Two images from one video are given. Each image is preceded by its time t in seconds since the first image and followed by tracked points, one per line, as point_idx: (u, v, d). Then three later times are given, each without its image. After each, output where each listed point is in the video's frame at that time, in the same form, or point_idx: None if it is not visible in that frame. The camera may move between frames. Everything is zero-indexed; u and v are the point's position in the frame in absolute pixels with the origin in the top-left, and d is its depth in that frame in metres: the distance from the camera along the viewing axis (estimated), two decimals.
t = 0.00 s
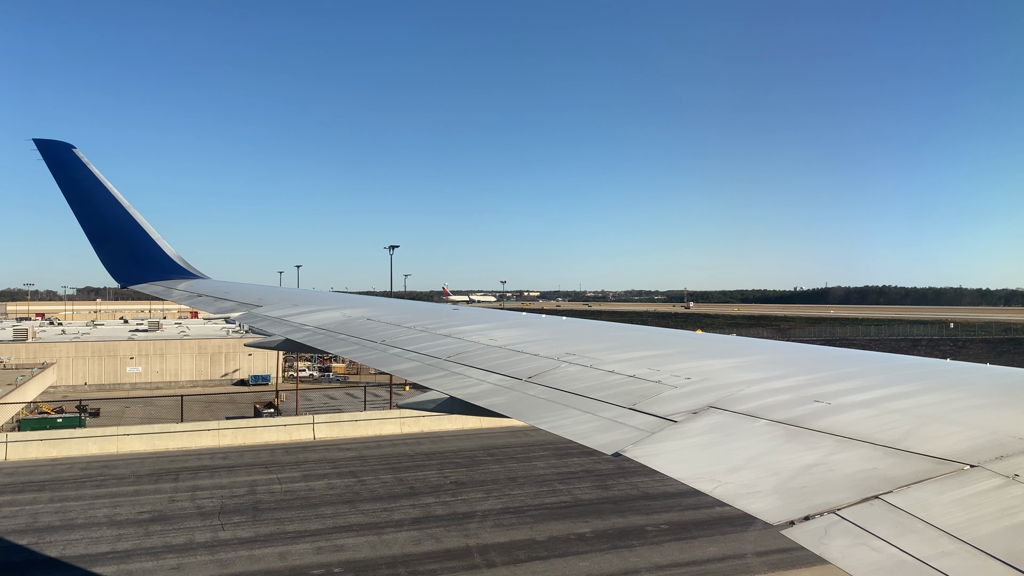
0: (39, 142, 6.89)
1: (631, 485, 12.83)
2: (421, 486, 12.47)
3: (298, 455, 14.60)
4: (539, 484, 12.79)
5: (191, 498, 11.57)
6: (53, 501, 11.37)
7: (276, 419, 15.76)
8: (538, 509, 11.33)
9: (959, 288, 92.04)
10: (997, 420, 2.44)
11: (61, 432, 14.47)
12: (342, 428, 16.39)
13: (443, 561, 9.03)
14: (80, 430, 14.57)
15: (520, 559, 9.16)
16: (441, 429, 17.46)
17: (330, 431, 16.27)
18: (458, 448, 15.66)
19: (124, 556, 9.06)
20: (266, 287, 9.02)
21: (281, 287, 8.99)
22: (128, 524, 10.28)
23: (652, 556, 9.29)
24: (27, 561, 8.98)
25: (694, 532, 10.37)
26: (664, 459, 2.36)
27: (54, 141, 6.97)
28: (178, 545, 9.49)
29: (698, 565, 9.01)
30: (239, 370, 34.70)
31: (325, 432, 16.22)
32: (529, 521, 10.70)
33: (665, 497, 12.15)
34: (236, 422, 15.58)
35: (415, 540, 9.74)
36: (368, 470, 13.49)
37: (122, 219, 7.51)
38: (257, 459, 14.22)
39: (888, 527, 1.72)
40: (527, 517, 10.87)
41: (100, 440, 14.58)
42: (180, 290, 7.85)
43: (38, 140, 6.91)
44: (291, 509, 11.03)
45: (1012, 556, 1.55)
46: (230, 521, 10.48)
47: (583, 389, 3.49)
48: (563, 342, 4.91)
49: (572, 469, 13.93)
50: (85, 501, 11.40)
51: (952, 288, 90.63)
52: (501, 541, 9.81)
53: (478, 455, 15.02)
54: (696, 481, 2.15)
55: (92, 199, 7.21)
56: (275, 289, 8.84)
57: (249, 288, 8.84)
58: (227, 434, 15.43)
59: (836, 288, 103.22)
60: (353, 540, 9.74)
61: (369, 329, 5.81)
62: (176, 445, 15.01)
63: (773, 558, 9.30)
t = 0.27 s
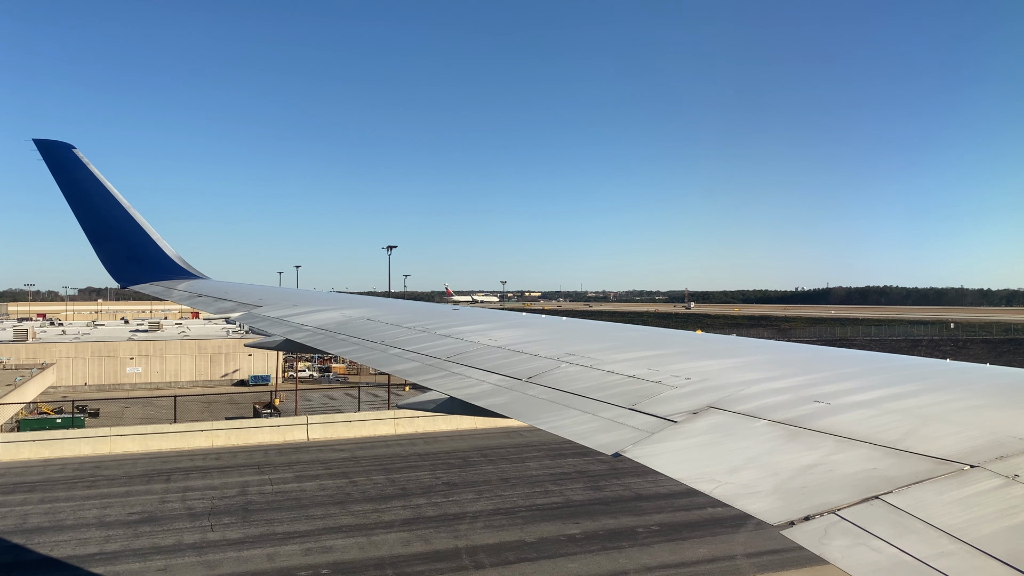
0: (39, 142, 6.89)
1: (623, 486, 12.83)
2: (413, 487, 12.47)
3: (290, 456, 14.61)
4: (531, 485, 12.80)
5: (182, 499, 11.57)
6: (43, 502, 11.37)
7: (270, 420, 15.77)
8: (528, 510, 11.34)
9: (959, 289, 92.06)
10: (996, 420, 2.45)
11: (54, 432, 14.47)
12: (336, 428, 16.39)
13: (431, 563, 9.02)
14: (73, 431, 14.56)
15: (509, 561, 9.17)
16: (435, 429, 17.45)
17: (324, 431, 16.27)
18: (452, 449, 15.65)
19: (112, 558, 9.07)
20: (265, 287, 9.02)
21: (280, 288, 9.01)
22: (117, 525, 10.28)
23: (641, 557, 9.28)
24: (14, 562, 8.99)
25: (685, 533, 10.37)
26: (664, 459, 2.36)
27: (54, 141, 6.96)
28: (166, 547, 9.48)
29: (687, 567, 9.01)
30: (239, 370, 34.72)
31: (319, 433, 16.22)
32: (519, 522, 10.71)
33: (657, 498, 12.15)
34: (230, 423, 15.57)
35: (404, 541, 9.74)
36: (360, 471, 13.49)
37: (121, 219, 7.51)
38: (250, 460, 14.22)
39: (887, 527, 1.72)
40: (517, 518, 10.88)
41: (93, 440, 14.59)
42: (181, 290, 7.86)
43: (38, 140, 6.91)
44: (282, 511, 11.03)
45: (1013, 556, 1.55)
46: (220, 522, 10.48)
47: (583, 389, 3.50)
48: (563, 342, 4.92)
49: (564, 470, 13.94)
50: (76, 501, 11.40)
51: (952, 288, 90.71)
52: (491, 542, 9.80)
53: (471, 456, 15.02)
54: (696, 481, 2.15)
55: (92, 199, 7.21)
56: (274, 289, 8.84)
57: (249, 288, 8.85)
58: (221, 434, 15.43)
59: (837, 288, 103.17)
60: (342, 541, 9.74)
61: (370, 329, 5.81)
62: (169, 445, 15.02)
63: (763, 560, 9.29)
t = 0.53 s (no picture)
0: (39, 143, 6.89)
1: (616, 487, 12.82)
2: (405, 488, 12.46)
3: (283, 456, 14.61)
4: (523, 486, 12.80)
5: (173, 500, 11.57)
6: (34, 503, 11.37)
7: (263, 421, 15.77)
8: (519, 511, 11.33)
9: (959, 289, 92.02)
10: (996, 420, 2.45)
11: (48, 433, 14.48)
12: (330, 428, 16.39)
13: (420, 564, 9.01)
14: (65, 431, 14.54)
15: (498, 562, 9.16)
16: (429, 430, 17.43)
17: (318, 432, 16.26)
18: (445, 449, 15.64)
19: (100, 559, 9.08)
20: (264, 287, 9.01)
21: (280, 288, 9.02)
22: (106, 526, 10.28)
23: (630, 559, 9.26)
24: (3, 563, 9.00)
25: (676, 534, 10.35)
26: (664, 460, 2.36)
27: (54, 141, 6.97)
28: (155, 548, 9.48)
29: (676, 569, 8.98)
30: (239, 370, 34.75)
31: (313, 433, 16.21)
32: (510, 523, 10.71)
33: (649, 499, 12.14)
34: (223, 423, 15.56)
35: (393, 543, 9.73)
36: (352, 472, 13.49)
37: (121, 220, 7.52)
38: (243, 461, 14.23)
39: (887, 528, 1.72)
40: (508, 519, 10.88)
41: (86, 441, 14.59)
42: (180, 290, 7.86)
43: (38, 140, 6.91)
44: (272, 512, 11.03)
45: (1012, 557, 1.55)
46: (209, 523, 10.48)
47: (583, 390, 3.49)
48: (563, 343, 4.92)
49: (558, 471, 13.94)
50: (67, 502, 11.40)
51: (953, 288, 90.69)
52: (480, 544, 9.80)
53: (465, 457, 15.02)
54: (696, 482, 2.15)
55: (92, 200, 7.22)
56: (274, 290, 8.84)
57: (249, 288, 8.85)
58: (214, 435, 15.43)
59: (837, 288, 103.15)
60: (331, 542, 9.73)
61: (370, 329, 5.81)
62: (163, 446, 15.03)
63: (753, 561, 9.28)
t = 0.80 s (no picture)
0: (39, 143, 6.88)
1: (609, 487, 12.81)
2: (397, 489, 12.45)
3: (276, 457, 14.61)
4: (515, 486, 12.80)
5: (164, 501, 11.56)
6: (25, 504, 11.37)
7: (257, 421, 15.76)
8: (511, 512, 11.32)
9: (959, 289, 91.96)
10: (996, 420, 2.45)
11: (42, 433, 14.49)
12: (324, 429, 16.39)
13: (409, 565, 9.01)
14: (58, 431, 14.53)
15: (487, 563, 9.15)
16: (424, 430, 17.42)
17: (312, 433, 16.25)
18: (438, 450, 15.63)
19: (89, 560, 9.08)
20: (264, 287, 9.00)
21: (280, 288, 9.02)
22: (96, 527, 10.28)
23: (620, 560, 9.25)
24: None
25: (666, 535, 10.34)
26: (664, 460, 2.35)
27: (53, 142, 6.95)
28: (144, 549, 9.47)
29: (665, 570, 8.97)
30: (240, 371, 34.78)
31: (307, 434, 16.19)
32: (502, 524, 10.70)
33: (641, 500, 12.12)
34: (216, 423, 15.54)
35: (383, 544, 9.73)
36: (345, 473, 13.48)
37: (121, 220, 7.51)
38: (235, 461, 14.23)
39: (887, 528, 1.72)
40: (499, 520, 10.87)
41: (80, 441, 14.58)
42: (180, 291, 7.86)
43: (38, 141, 6.90)
44: (263, 513, 11.02)
45: (1012, 557, 1.55)
46: (199, 524, 10.47)
47: (583, 390, 3.49)
48: (563, 343, 4.92)
49: (551, 472, 13.93)
50: (58, 503, 11.40)
51: (953, 288, 90.64)
52: (470, 545, 9.80)
53: (458, 457, 15.01)
54: (696, 482, 2.15)
55: (91, 201, 7.21)
56: (274, 290, 8.84)
57: (249, 288, 8.84)
58: (208, 435, 15.43)
59: (838, 288, 103.10)
60: (320, 543, 9.73)
61: (369, 330, 5.81)
62: (156, 446, 15.05)
63: (744, 562, 9.27)
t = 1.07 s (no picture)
0: (38, 143, 6.88)
1: (601, 488, 12.81)
2: (389, 490, 12.44)
3: (269, 457, 14.61)
4: (508, 487, 12.79)
5: (154, 501, 11.55)
6: (16, 504, 11.37)
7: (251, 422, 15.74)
8: (502, 513, 11.31)
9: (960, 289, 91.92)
10: (995, 420, 2.45)
11: (35, 434, 14.49)
12: (318, 430, 16.38)
13: (397, 567, 8.99)
14: (51, 432, 14.54)
15: (476, 565, 9.14)
16: (419, 431, 17.41)
17: (306, 433, 16.24)
18: (432, 451, 15.62)
19: (77, 561, 9.07)
20: (263, 287, 8.99)
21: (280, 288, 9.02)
22: (85, 528, 10.27)
23: (609, 561, 9.23)
24: None
25: (657, 536, 10.32)
26: (663, 461, 2.35)
27: (53, 142, 6.95)
28: (133, 550, 9.46)
29: (653, 572, 8.94)
30: (240, 371, 34.81)
31: (301, 434, 16.17)
32: (493, 525, 10.70)
33: (633, 501, 12.12)
34: (210, 424, 15.54)
35: (372, 545, 9.72)
36: (338, 473, 13.47)
37: (120, 220, 7.50)
38: (228, 462, 14.23)
39: (887, 528, 1.72)
40: (491, 521, 10.86)
41: (73, 442, 14.56)
42: (180, 291, 7.85)
43: (37, 141, 6.90)
44: (254, 513, 11.01)
45: (1012, 557, 1.54)
46: (189, 525, 10.47)
47: (583, 390, 3.49)
48: (563, 343, 4.92)
49: (543, 473, 13.93)
50: (48, 504, 11.39)
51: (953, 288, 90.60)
52: (460, 546, 9.79)
53: (452, 458, 15.00)
54: (695, 482, 2.15)
55: (91, 201, 7.21)
56: (274, 291, 8.83)
57: (248, 288, 8.84)
58: (202, 436, 15.42)
59: (841, 288, 103.01)
60: (309, 544, 9.72)
61: (369, 330, 5.80)
62: (150, 447, 15.06)
63: (733, 564, 9.27)
